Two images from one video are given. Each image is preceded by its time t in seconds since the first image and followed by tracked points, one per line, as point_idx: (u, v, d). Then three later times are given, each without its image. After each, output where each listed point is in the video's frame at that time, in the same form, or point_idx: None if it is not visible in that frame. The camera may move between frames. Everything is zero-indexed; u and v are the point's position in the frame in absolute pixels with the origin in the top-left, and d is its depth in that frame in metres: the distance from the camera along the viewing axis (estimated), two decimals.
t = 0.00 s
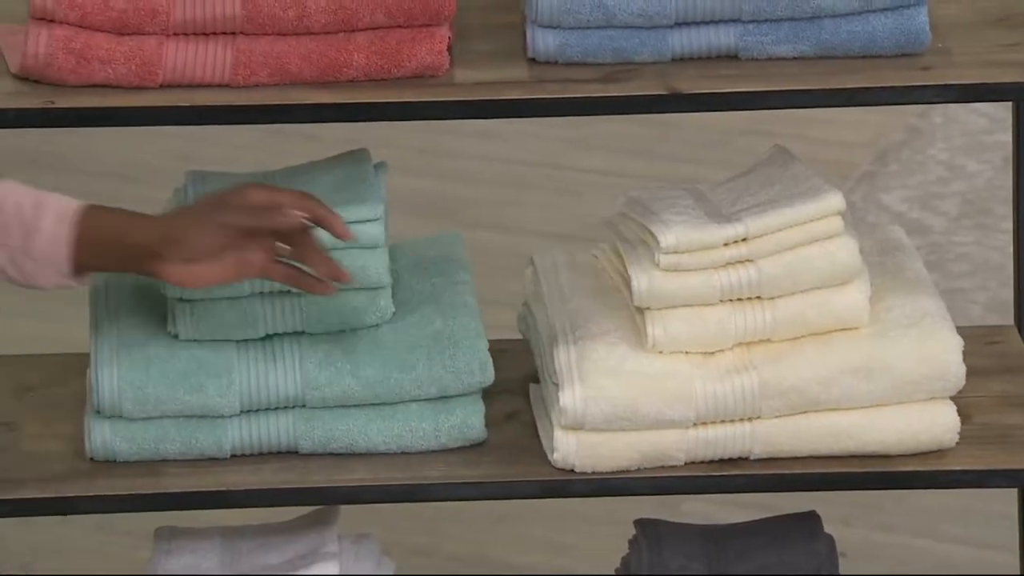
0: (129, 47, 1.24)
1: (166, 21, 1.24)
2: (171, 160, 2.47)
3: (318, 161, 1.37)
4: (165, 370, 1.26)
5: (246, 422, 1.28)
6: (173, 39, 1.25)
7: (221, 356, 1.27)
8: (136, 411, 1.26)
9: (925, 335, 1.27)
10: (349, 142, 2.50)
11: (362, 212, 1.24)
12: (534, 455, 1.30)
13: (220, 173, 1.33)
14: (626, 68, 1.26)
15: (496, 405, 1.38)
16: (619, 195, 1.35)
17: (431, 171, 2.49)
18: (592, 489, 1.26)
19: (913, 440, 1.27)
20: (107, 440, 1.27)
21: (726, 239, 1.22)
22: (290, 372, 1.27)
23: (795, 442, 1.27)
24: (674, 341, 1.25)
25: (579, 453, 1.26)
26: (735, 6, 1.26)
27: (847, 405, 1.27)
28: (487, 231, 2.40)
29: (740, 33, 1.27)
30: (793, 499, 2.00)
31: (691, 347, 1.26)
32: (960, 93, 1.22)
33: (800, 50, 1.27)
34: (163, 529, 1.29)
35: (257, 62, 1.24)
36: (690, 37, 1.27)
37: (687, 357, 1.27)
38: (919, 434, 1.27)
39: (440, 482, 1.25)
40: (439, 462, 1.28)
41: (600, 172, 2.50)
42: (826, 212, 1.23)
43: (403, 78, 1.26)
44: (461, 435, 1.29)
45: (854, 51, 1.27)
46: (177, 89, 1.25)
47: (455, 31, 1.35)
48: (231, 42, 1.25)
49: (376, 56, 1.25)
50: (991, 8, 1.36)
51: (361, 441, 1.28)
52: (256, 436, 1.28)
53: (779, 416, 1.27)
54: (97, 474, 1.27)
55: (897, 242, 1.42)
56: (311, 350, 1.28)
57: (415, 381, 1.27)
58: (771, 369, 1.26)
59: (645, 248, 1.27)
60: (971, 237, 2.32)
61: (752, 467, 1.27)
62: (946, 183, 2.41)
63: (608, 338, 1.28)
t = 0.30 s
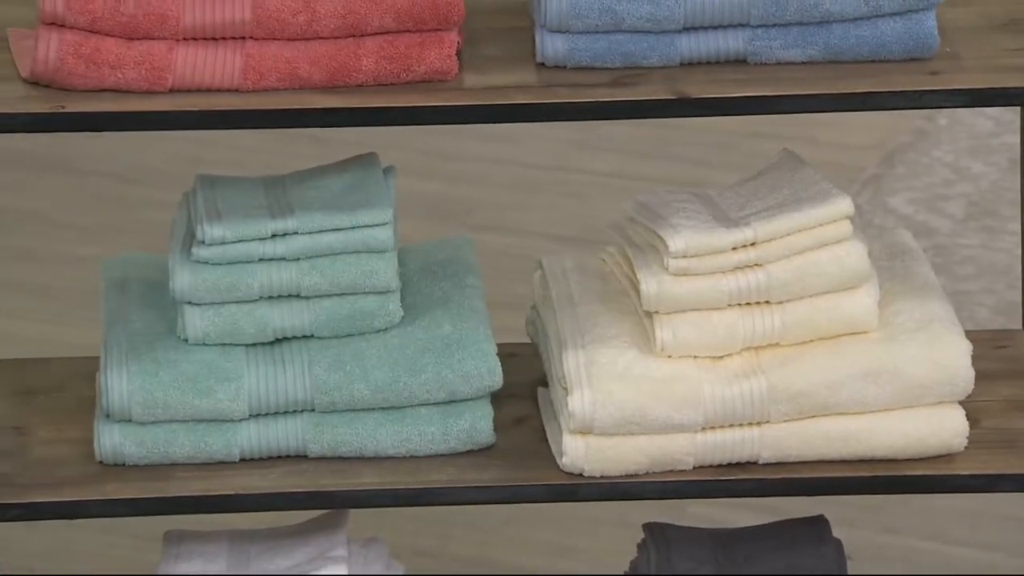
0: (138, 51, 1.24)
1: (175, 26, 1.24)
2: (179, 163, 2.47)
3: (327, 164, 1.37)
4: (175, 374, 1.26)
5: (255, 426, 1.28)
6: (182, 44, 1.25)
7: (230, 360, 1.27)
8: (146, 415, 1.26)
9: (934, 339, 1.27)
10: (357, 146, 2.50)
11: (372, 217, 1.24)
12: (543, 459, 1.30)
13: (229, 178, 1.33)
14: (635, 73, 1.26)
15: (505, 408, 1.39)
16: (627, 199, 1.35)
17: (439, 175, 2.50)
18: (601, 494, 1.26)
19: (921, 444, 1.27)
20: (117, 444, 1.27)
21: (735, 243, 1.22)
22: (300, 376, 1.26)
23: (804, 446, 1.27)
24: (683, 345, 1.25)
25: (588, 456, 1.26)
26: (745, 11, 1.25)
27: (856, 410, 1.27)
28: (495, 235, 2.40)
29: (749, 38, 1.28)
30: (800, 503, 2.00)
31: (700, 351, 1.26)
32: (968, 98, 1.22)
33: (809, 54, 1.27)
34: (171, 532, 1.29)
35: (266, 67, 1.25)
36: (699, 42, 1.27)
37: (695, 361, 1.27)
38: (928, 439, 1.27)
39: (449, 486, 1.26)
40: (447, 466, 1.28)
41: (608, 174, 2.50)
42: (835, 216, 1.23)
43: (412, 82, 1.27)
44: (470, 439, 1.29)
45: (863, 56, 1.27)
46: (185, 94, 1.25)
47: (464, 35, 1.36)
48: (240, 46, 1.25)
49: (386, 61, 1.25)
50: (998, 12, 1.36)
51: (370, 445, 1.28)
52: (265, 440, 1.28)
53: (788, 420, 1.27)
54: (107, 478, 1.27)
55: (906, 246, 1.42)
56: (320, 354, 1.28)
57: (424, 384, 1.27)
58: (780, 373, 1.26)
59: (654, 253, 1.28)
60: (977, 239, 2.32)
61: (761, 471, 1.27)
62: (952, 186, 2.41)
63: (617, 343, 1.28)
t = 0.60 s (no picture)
0: (154, 60, 1.26)
1: (191, 34, 1.26)
2: (191, 168, 2.49)
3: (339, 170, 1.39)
4: (191, 377, 1.28)
5: (270, 427, 1.30)
6: (198, 51, 1.27)
7: (245, 363, 1.29)
8: (161, 417, 1.28)
9: (938, 343, 1.29)
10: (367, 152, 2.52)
11: (384, 222, 1.27)
12: (552, 460, 1.32)
13: (244, 184, 1.35)
14: (643, 81, 1.29)
15: (515, 410, 1.40)
16: (635, 205, 1.37)
17: (448, 180, 2.52)
18: (611, 494, 1.28)
19: (925, 446, 1.29)
20: (133, 445, 1.29)
21: (741, 248, 1.24)
22: (313, 378, 1.28)
23: (810, 448, 1.29)
24: (690, 348, 1.27)
25: (597, 458, 1.28)
26: (752, 20, 1.27)
27: (861, 412, 1.28)
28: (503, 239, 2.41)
29: (756, 46, 1.29)
30: (805, 504, 2.01)
31: (706, 354, 1.28)
32: (971, 106, 1.24)
33: (815, 62, 1.29)
34: (186, 532, 1.31)
35: (280, 74, 1.27)
36: (706, 50, 1.29)
37: (702, 364, 1.29)
38: (931, 441, 1.29)
39: (460, 487, 1.28)
40: (458, 467, 1.30)
41: (614, 176, 2.53)
42: (840, 221, 1.25)
43: (424, 89, 1.29)
44: (480, 441, 1.31)
45: (867, 63, 1.29)
46: (202, 101, 1.27)
47: (475, 44, 1.38)
48: (254, 54, 1.27)
49: (398, 69, 1.27)
50: (1000, 20, 1.38)
51: (382, 447, 1.30)
52: (279, 442, 1.30)
53: (794, 423, 1.29)
54: (123, 478, 1.29)
55: (910, 251, 1.43)
56: (333, 357, 1.30)
57: (435, 387, 1.29)
58: (786, 377, 1.27)
59: (662, 258, 1.29)
60: (978, 243, 2.27)
61: (768, 472, 1.29)
62: (953, 190, 2.40)
63: (625, 347, 1.30)
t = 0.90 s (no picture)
0: (174, 69, 1.30)
1: (210, 44, 1.29)
2: (205, 172, 2.53)
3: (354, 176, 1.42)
4: (209, 378, 1.31)
5: (286, 427, 1.33)
6: (216, 60, 1.31)
7: (262, 364, 1.32)
8: (181, 417, 1.31)
9: (939, 345, 1.32)
10: (377, 156, 2.56)
11: (399, 227, 1.30)
12: (562, 460, 1.35)
13: (261, 189, 1.38)
14: (651, 90, 1.32)
15: (525, 411, 1.44)
16: (643, 210, 1.40)
17: (456, 183, 2.55)
18: (619, 493, 1.31)
19: (927, 446, 1.32)
20: (153, 444, 1.32)
21: (747, 253, 1.27)
22: (328, 380, 1.31)
23: (814, 448, 1.32)
24: (696, 351, 1.30)
25: (605, 457, 1.31)
26: (757, 30, 1.30)
27: (864, 413, 1.31)
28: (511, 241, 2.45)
29: (761, 55, 1.32)
30: (807, 502, 2.07)
31: (713, 356, 1.31)
32: (972, 113, 1.27)
33: (818, 71, 1.32)
34: (205, 530, 1.34)
35: (297, 83, 1.30)
36: (712, 59, 1.33)
37: (709, 366, 1.32)
38: (933, 441, 1.32)
39: (472, 486, 1.31)
40: (470, 466, 1.33)
41: (621, 179, 2.56)
42: (843, 227, 1.28)
43: (437, 97, 1.33)
44: (492, 440, 1.34)
45: (870, 72, 1.32)
46: (220, 109, 1.31)
47: (486, 53, 1.41)
48: (272, 63, 1.31)
49: (412, 77, 1.31)
50: (1000, 29, 1.41)
51: (396, 446, 1.33)
52: (295, 441, 1.33)
53: (798, 423, 1.32)
54: (143, 477, 1.32)
55: (912, 255, 1.46)
56: (348, 358, 1.33)
57: (448, 388, 1.32)
58: (790, 378, 1.30)
59: (669, 262, 1.32)
60: (976, 246, 2.40)
61: (773, 471, 1.32)
62: (951, 195, 2.49)
63: (633, 349, 1.33)
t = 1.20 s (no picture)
0: (194, 77, 1.33)
1: (229, 53, 1.32)
2: (219, 176, 2.57)
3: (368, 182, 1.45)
4: (228, 379, 1.35)
5: (303, 427, 1.36)
6: (235, 69, 1.34)
7: (280, 366, 1.35)
8: (200, 417, 1.35)
9: (941, 347, 1.36)
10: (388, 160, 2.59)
11: (413, 232, 1.33)
12: (571, 459, 1.38)
13: (278, 195, 1.42)
14: (659, 98, 1.35)
15: (536, 411, 1.47)
16: (650, 216, 1.43)
17: (466, 188, 2.58)
18: (627, 492, 1.34)
19: (928, 446, 1.35)
20: (174, 444, 1.36)
21: (752, 257, 1.30)
22: (344, 381, 1.35)
23: (819, 448, 1.35)
24: (703, 353, 1.33)
25: (614, 457, 1.34)
26: (763, 40, 1.34)
27: (867, 413, 1.35)
28: (520, 245, 2.49)
29: (767, 64, 1.36)
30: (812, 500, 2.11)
31: (719, 358, 1.34)
32: (972, 121, 1.30)
33: (823, 80, 1.36)
34: (223, 527, 1.38)
35: (314, 91, 1.34)
36: (719, 68, 1.36)
37: (715, 368, 1.35)
38: (934, 441, 1.35)
39: (485, 484, 1.34)
40: (483, 466, 1.37)
41: (627, 183, 2.60)
42: (847, 232, 1.31)
43: (450, 105, 1.36)
44: (503, 440, 1.37)
45: (873, 81, 1.36)
46: (239, 117, 1.34)
47: (498, 62, 1.44)
48: (290, 72, 1.34)
49: (426, 86, 1.34)
50: (1000, 39, 1.44)
51: (410, 446, 1.37)
52: (312, 441, 1.37)
53: (803, 424, 1.35)
54: (164, 475, 1.35)
55: (914, 260, 1.49)
56: (363, 360, 1.36)
57: (461, 389, 1.35)
58: (795, 380, 1.34)
59: (676, 266, 1.36)
60: (974, 249, 2.43)
61: (777, 471, 1.36)
62: (949, 199, 2.51)
63: (641, 350, 1.36)
